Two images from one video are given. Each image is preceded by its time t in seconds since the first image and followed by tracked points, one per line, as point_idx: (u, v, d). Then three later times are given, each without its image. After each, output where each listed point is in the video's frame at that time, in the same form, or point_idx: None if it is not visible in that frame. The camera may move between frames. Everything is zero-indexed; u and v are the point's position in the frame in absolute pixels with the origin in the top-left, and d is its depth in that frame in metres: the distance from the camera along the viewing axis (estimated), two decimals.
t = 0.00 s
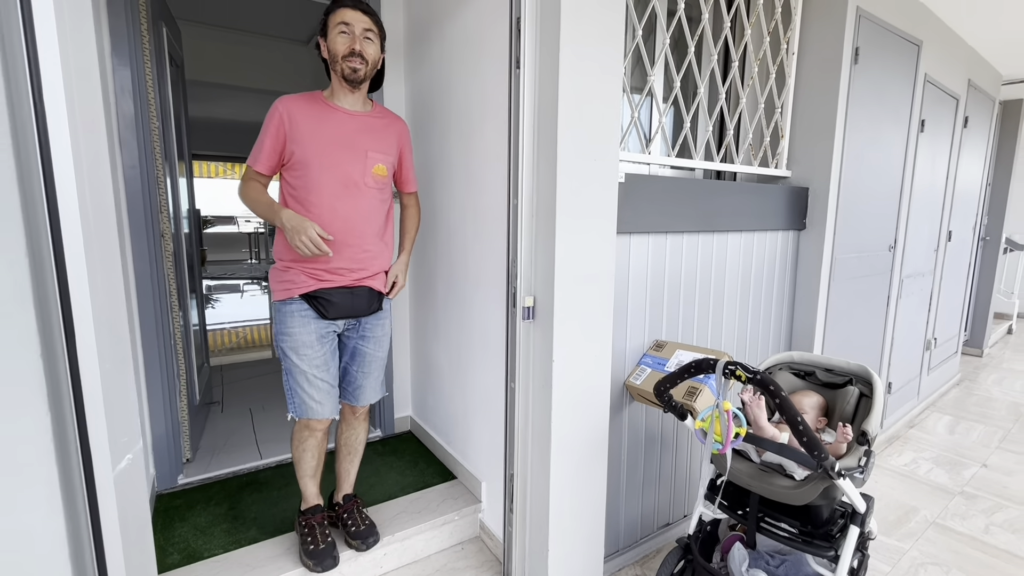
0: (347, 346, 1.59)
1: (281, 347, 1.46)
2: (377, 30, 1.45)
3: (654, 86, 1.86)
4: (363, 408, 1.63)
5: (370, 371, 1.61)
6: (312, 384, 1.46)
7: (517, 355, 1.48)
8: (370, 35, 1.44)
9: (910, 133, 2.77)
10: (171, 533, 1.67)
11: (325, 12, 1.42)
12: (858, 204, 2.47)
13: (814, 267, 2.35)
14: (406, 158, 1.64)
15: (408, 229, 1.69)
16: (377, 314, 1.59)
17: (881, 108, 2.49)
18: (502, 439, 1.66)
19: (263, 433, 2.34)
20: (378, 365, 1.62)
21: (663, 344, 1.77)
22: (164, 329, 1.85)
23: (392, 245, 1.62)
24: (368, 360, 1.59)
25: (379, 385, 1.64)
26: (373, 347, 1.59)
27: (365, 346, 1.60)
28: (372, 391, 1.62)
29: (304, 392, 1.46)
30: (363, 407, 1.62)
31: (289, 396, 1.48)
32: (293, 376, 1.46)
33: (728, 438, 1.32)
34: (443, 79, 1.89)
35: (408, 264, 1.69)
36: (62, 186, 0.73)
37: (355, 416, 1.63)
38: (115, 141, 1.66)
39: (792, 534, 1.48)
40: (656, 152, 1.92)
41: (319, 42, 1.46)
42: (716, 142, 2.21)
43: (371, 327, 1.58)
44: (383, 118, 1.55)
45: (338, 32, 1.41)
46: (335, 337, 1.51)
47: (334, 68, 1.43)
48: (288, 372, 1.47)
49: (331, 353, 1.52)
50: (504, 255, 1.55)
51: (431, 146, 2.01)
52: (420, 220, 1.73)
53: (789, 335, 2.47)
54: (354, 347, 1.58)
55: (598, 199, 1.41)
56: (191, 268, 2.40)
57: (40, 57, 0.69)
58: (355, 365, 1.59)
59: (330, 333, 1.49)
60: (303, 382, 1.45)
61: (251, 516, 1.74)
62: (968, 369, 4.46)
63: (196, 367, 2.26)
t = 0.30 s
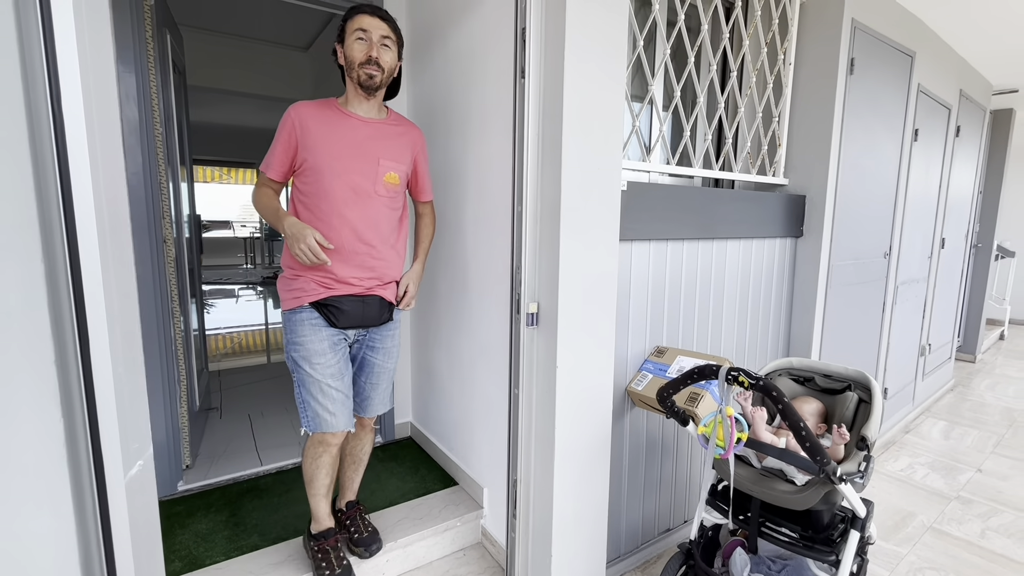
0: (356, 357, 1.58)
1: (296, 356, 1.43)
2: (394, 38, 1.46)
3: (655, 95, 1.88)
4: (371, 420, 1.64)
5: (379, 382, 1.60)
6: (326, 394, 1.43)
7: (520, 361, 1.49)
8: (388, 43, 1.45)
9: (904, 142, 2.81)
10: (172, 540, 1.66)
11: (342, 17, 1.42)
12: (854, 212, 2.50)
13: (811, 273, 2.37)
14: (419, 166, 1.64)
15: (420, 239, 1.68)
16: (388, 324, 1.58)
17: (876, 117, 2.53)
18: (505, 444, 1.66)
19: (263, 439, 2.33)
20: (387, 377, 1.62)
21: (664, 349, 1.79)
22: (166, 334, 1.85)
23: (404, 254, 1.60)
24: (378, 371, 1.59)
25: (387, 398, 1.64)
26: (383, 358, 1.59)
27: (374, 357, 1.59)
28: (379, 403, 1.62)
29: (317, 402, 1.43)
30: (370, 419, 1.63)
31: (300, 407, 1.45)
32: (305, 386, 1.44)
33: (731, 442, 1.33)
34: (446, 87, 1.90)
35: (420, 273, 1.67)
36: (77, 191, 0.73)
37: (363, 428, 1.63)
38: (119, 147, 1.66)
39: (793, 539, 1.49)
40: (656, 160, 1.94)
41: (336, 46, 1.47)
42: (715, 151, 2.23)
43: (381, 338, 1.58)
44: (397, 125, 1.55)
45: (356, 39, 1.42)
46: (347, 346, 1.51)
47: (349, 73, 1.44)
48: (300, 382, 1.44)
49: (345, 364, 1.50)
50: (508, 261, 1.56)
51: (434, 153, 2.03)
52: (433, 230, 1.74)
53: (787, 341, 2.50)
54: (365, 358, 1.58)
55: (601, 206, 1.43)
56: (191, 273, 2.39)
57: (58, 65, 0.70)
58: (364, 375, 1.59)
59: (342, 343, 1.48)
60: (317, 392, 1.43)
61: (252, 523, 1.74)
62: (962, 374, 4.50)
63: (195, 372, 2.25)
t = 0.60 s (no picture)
0: (369, 378, 1.56)
1: (302, 385, 1.40)
2: (417, 64, 1.45)
3: (652, 99, 1.90)
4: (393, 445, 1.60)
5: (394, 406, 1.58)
6: (329, 423, 1.42)
7: (520, 362, 1.50)
8: (411, 70, 1.43)
9: (895, 146, 2.86)
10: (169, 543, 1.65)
11: (360, 27, 1.36)
12: (846, 214, 2.54)
13: (805, 275, 2.40)
14: (423, 176, 1.61)
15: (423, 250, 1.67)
16: (398, 341, 1.56)
17: (867, 121, 2.57)
18: (504, 445, 1.67)
19: (259, 442, 2.32)
20: (404, 396, 1.60)
21: (661, 350, 1.80)
22: (163, 336, 1.84)
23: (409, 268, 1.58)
24: (394, 390, 1.57)
25: (406, 420, 1.61)
26: (398, 376, 1.57)
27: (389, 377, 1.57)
28: (398, 428, 1.59)
29: (318, 432, 1.41)
30: (396, 444, 1.60)
31: (299, 437, 1.43)
32: (308, 416, 1.41)
33: (731, 443, 1.35)
34: (445, 89, 1.91)
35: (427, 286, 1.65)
36: (83, 190, 0.73)
37: (386, 454, 1.60)
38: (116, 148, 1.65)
39: (790, 537, 1.51)
40: (652, 163, 1.96)
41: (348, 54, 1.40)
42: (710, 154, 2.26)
43: (394, 355, 1.56)
44: (400, 139, 1.50)
45: (383, 62, 1.37)
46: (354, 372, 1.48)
47: (367, 86, 1.39)
48: (303, 412, 1.42)
49: (349, 389, 1.48)
50: (507, 263, 1.57)
51: (432, 155, 2.04)
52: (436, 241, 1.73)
53: (782, 342, 2.52)
54: (376, 382, 1.56)
55: (600, 208, 1.44)
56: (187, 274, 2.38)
57: (64, 65, 0.70)
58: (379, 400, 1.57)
59: (348, 368, 1.46)
60: (318, 423, 1.40)
61: (250, 526, 1.73)
62: (952, 375, 4.56)
63: (191, 374, 2.24)
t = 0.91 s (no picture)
0: (392, 426, 1.44)
1: (314, 455, 1.25)
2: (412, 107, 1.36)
3: (644, 97, 1.91)
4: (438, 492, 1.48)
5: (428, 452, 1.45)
6: (350, 489, 1.29)
7: (514, 360, 1.49)
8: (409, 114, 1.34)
9: (882, 145, 2.89)
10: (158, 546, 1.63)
11: (358, 70, 1.24)
12: (835, 212, 2.57)
13: (795, 272, 2.42)
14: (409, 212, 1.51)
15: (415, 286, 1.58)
16: (413, 385, 1.44)
17: (856, 121, 2.60)
18: (498, 444, 1.67)
19: (250, 443, 2.30)
20: (436, 438, 1.47)
21: (654, 348, 1.81)
22: (151, 336, 1.82)
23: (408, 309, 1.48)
24: (423, 434, 1.44)
25: (445, 465, 1.48)
26: (423, 418, 1.45)
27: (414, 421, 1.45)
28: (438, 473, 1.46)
29: (339, 498, 1.27)
30: (440, 492, 1.48)
31: (317, 513, 1.28)
32: (326, 487, 1.27)
33: (722, 438, 1.35)
34: (437, 88, 1.91)
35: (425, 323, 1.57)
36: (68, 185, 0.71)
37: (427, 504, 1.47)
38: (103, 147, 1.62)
39: (781, 532, 1.53)
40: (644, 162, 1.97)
41: (339, 94, 1.26)
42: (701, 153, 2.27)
43: (415, 397, 1.44)
44: (389, 176, 1.40)
45: (383, 109, 1.27)
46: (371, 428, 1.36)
47: (365, 134, 1.28)
48: (319, 484, 1.27)
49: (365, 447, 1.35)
50: (501, 261, 1.57)
51: (425, 154, 2.03)
52: (425, 276, 1.64)
53: (772, 339, 2.54)
54: (401, 430, 1.44)
55: (593, 205, 1.45)
56: (175, 274, 2.35)
57: (50, 56, 0.68)
58: (410, 448, 1.44)
59: (364, 423, 1.34)
60: (333, 489, 1.26)
61: (241, 528, 1.71)
62: (938, 371, 4.63)
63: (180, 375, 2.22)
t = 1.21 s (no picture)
0: (384, 433, 1.33)
1: (305, 460, 1.19)
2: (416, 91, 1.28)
3: (631, 93, 1.91)
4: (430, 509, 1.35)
5: (421, 464, 1.33)
6: (341, 495, 1.22)
7: (502, 356, 1.49)
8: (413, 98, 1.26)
9: (866, 141, 2.93)
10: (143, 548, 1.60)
11: (363, 50, 1.15)
12: (820, 207, 2.59)
13: (781, 267, 2.45)
14: (417, 205, 1.40)
15: (422, 281, 1.46)
16: (411, 391, 1.33)
17: (840, 116, 2.63)
18: (487, 441, 1.67)
19: (237, 442, 2.28)
20: (429, 449, 1.36)
21: (641, 342, 1.82)
22: (134, 336, 1.79)
23: (413, 307, 1.37)
24: (415, 445, 1.32)
25: (438, 478, 1.36)
26: (417, 429, 1.33)
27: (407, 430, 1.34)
28: (431, 489, 1.34)
29: (326, 506, 1.21)
30: (432, 508, 1.35)
31: (306, 517, 1.22)
32: (315, 493, 1.20)
33: (709, 431, 1.36)
34: (423, 83, 1.89)
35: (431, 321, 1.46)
36: (41, 180, 0.70)
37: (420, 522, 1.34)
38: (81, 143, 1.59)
39: (767, 523, 1.55)
40: (631, 157, 1.97)
41: (343, 77, 1.17)
42: (688, 148, 2.29)
43: (409, 405, 1.33)
44: (393, 167, 1.30)
45: (387, 91, 1.19)
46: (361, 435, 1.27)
47: (371, 120, 1.19)
48: (310, 489, 1.20)
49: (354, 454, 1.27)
50: (488, 257, 1.56)
51: (411, 149, 2.01)
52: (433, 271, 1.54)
53: (758, 333, 2.57)
54: (392, 439, 1.33)
55: (580, 201, 1.45)
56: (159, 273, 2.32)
57: (20, 47, 0.66)
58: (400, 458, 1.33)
59: (355, 430, 1.24)
60: (318, 496, 1.19)
61: (228, 528, 1.69)
62: (920, 363, 4.72)
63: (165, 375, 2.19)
